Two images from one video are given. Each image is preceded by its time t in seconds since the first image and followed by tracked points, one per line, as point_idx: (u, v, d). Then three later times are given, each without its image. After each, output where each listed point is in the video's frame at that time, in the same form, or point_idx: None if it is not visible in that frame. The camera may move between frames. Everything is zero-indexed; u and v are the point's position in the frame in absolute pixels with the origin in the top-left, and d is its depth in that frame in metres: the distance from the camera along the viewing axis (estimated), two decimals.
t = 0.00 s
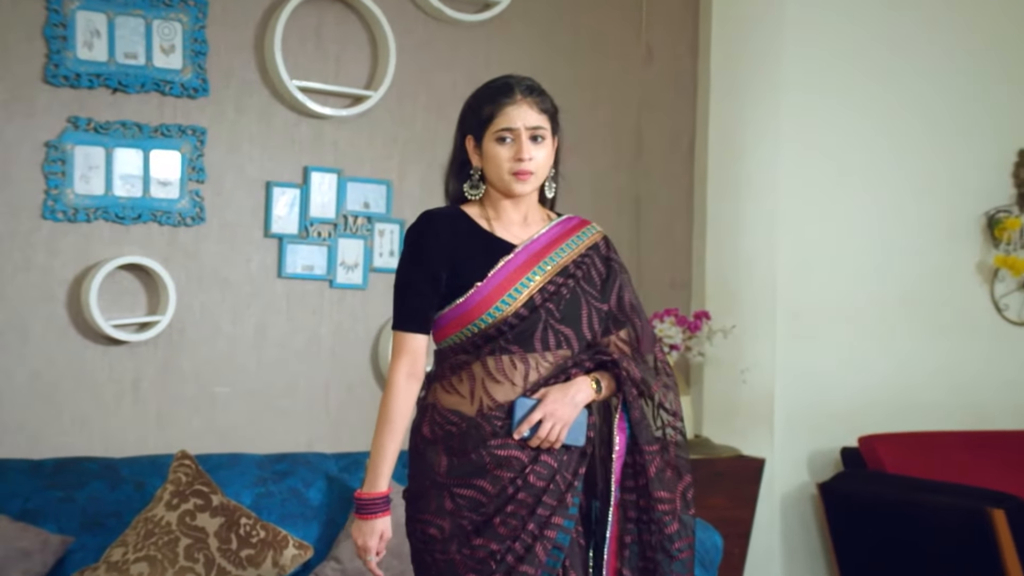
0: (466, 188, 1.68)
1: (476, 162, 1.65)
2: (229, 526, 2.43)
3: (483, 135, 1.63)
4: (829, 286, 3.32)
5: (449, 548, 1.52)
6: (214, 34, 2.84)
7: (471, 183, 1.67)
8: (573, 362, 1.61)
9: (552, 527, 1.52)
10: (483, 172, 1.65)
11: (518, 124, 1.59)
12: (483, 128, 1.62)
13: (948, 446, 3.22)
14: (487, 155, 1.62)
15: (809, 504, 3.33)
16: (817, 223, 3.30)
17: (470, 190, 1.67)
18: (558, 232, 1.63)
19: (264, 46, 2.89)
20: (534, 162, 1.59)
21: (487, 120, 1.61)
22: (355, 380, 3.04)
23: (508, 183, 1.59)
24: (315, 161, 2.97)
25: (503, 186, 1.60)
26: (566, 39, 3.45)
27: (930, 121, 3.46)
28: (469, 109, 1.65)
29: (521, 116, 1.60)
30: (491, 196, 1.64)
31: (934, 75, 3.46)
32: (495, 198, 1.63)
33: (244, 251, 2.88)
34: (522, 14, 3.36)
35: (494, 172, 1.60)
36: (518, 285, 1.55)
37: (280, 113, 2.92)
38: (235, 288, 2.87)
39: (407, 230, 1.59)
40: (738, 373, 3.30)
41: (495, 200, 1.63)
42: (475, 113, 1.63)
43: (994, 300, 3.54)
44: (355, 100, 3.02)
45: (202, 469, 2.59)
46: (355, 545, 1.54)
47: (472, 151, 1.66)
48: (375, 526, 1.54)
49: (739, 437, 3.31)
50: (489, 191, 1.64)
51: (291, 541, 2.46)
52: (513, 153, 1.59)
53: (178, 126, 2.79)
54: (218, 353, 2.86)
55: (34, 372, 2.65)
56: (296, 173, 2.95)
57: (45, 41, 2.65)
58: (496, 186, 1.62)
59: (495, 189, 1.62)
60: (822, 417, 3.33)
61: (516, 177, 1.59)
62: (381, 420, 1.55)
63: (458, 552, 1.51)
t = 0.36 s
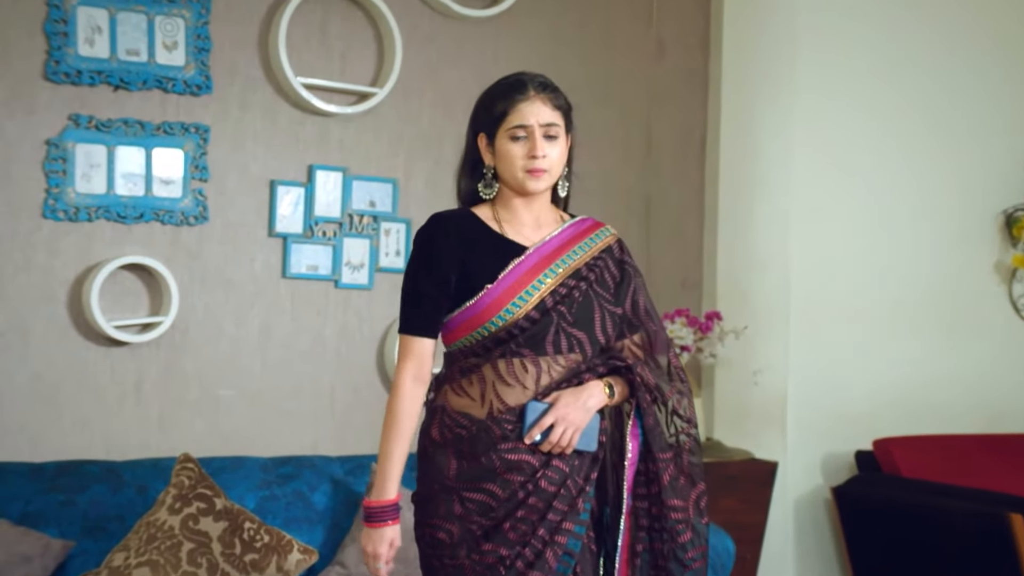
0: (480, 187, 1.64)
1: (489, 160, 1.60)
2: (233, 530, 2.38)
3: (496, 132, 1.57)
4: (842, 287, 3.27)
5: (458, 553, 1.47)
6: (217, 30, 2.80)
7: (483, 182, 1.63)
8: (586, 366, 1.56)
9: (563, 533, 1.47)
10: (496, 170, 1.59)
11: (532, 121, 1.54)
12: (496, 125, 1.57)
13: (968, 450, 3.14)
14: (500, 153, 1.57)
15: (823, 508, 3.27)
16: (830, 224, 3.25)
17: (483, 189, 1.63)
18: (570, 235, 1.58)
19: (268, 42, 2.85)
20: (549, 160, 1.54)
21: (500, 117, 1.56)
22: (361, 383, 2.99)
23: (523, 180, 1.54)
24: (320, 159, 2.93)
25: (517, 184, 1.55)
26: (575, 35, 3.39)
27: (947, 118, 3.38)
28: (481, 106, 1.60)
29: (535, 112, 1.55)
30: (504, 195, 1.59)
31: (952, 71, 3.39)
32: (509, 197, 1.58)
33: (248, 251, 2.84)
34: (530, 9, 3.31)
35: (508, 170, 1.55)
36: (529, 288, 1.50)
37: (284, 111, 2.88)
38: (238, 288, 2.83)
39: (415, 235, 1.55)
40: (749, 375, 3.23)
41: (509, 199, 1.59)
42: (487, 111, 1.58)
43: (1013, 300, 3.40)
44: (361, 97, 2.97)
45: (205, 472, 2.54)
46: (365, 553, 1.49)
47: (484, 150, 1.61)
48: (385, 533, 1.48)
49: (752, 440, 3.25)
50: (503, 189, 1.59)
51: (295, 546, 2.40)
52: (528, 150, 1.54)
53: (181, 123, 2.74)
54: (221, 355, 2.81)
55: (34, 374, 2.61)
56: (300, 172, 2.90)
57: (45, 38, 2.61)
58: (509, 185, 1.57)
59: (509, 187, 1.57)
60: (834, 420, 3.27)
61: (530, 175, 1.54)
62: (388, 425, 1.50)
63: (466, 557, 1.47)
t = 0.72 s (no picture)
0: (491, 186, 1.58)
1: (500, 159, 1.54)
2: (236, 536, 2.33)
3: (507, 129, 1.52)
4: (857, 288, 3.21)
5: (466, 560, 1.41)
6: (219, 25, 2.74)
7: (494, 181, 1.57)
8: (597, 371, 1.49)
9: (572, 540, 1.41)
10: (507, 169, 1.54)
11: (545, 117, 1.49)
12: (508, 123, 1.51)
13: (987, 454, 3.07)
14: (512, 150, 1.51)
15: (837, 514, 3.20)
16: (844, 224, 3.20)
17: (494, 189, 1.57)
18: (582, 237, 1.53)
19: (271, 38, 2.79)
20: (562, 157, 1.48)
21: (512, 114, 1.51)
22: (366, 386, 2.93)
23: (536, 178, 1.48)
24: (325, 158, 2.87)
25: (530, 182, 1.49)
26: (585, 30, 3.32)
27: (966, 115, 3.30)
28: (492, 104, 1.55)
29: (547, 109, 1.49)
30: (516, 194, 1.53)
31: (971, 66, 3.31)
32: (521, 197, 1.52)
33: (250, 252, 2.78)
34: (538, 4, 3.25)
35: (520, 167, 1.49)
36: (538, 291, 1.45)
37: (287, 108, 2.82)
38: (241, 289, 2.77)
39: (423, 238, 1.50)
40: (764, 378, 3.18)
41: (520, 198, 1.52)
42: (498, 108, 1.53)
43: None
44: (366, 94, 2.92)
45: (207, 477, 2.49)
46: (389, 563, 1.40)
47: (495, 148, 1.55)
48: (409, 541, 1.40)
49: (766, 444, 3.18)
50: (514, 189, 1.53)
51: (299, 551, 2.34)
52: (541, 147, 1.48)
53: (182, 121, 2.69)
54: (223, 357, 2.76)
55: (33, 377, 2.56)
56: (304, 170, 2.85)
57: (45, 33, 2.56)
58: (522, 184, 1.51)
59: (521, 185, 1.51)
60: (847, 425, 3.21)
61: (542, 172, 1.48)
62: (405, 432, 1.44)
63: (473, 564, 1.41)
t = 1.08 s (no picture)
0: (497, 183, 1.51)
1: (508, 157, 1.48)
2: (238, 542, 2.26)
3: (517, 127, 1.46)
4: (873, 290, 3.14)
5: (472, 567, 1.35)
6: (221, 20, 2.69)
7: (501, 179, 1.51)
8: (607, 375, 1.43)
9: (582, 545, 1.35)
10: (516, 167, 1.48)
11: (557, 115, 1.43)
12: (517, 120, 1.45)
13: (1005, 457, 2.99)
14: (521, 148, 1.45)
15: (851, 520, 3.13)
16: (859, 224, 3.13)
17: (500, 187, 1.50)
18: (591, 237, 1.46)
19: (274, 33, 2.74)
20: (574, 156, 1.43)
21: (521, 112, 1.45)
22: (371, 389, 2.88)
23: (546, 177, 1.42)
24: (328, 156, 2.82)
25: (540, 182, 1.43)
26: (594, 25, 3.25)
27: (986, 111, 3.22)
28: (501, 100, 1.48)
29: (559, 107, 1.43)
30: (525, 194, 1.47)
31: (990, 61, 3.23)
32: (530, 196, 1.47)
33: (252, 251, 2.73)
34: None
35: (530, 167, 1.43)
36: (546, 294, 1.39)
37: (290, 104, 2.77)
38: (243, 290, 2.72)
39: (428, 239, 1.44)
40: (777, 380, 3.12)
41: (530, 197, 1.47)
42: (507, 105, 1.47)
43: None
44: (370, 91, 2.87)
45: (208, 481, 2.43)
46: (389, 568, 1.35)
47: (503, 146, 1.49)
48: (410, 546, 1.35)
49: (778, 447, 3.12)
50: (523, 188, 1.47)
51: (302, 558, 2.28)
52: (553, 146, 1.42)
53: (183, 118, 2.64)
54: (225, 359, 2.70)
55: (30, 379, 2.51)
56: (307, 168, 2.79)
57: (43, 28, 2.51)
58: (531, 183, 1.45)
59: (531, 185, 1.46)
60: (862, 427, 3.14)
61: (553, 171, 1.42)
62: (404, 435, 1.38)
63: (480, 571, 1.34)
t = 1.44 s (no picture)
0: (502, 181, 1.44)
1: (514, 155, 1.40)
2: (239, 551, 2.17)
3: (523, 123, 1.37)
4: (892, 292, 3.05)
5: None
6: (221, 14, 2.62)
7: (506, 177, 1.43)
8: (615, 378, 1.35)
9: (589, 554, 1.27)
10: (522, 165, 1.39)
11: (566, 112, 1.35)
12: (524, 116, 1.37)
13: None
14: (529, 146, 1.37)
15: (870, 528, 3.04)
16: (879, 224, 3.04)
17: (506, 185, 1.43)
18: (598, 237, 1.38)
19: (275, 27, 2.66)
20: (584, 155, 1.35)
21: (529, 107, 1.36)
22: (375, 392, 2.80)
23: (556, 177, 1.34)
24: (332, 154, 2.74)
25: (548, 182, 1.35)
26: (605, 20, 3.17)
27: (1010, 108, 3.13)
28: (506, 95, 1.40)
29: (568, 103, 1.35)
30: (530, 193, 1.39)
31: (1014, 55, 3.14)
32: (536, 195, 1.38)
33: (253, 251, 2.65)
34: None
35: (539, 166, 1.35)
36: (552, 296, 1.31)
37: (292, 101, 2.70)
38: (244, 291, 2.64)
39: (431, 238, 1.35)
40: (793, 384, 3.04)
41: (535, 196, 1.38)
42: (513, 100, 1.38)
43: None
44: (374, 87, 2.79)
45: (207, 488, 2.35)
46: None
47: (508, 142, 1.41)
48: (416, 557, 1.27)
49: (794, 454, 3.04)
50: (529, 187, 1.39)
51: (304, 568, 2.19)
52: (563, 144, 1.34)
53: (182, 115, 2.57)
54: (225, 362, 2.63)
55: (25, 383, 2.43)
56: (310, 166, 2.72)
57: (37, 22, 2.43)
58: (539, 182, 1.37)
59: (538, 184, 1.37)
60: (882, 433, 3.04)
61: (563, 170, 1.34)
62: (406, 444, 1.30)
63: None
